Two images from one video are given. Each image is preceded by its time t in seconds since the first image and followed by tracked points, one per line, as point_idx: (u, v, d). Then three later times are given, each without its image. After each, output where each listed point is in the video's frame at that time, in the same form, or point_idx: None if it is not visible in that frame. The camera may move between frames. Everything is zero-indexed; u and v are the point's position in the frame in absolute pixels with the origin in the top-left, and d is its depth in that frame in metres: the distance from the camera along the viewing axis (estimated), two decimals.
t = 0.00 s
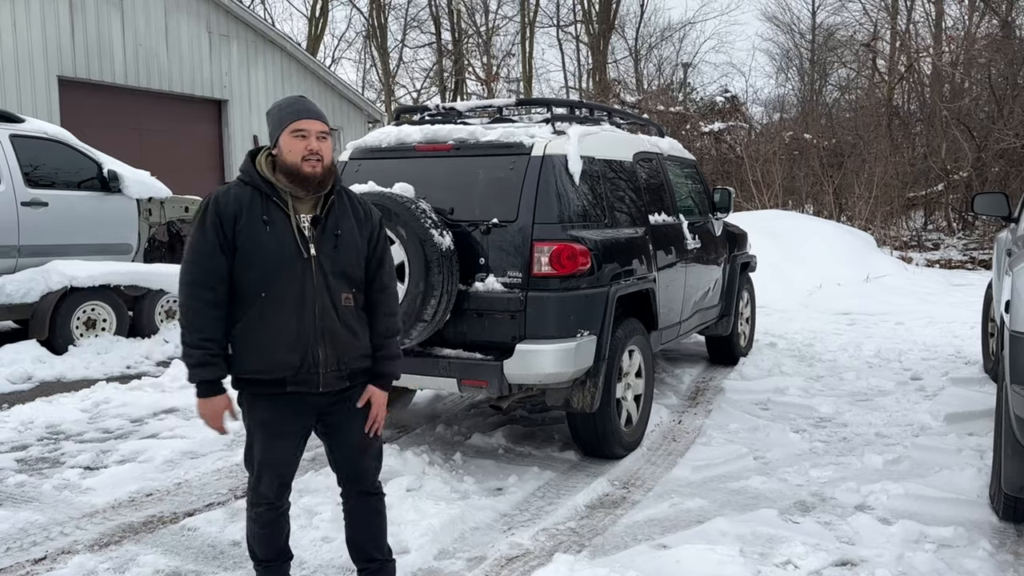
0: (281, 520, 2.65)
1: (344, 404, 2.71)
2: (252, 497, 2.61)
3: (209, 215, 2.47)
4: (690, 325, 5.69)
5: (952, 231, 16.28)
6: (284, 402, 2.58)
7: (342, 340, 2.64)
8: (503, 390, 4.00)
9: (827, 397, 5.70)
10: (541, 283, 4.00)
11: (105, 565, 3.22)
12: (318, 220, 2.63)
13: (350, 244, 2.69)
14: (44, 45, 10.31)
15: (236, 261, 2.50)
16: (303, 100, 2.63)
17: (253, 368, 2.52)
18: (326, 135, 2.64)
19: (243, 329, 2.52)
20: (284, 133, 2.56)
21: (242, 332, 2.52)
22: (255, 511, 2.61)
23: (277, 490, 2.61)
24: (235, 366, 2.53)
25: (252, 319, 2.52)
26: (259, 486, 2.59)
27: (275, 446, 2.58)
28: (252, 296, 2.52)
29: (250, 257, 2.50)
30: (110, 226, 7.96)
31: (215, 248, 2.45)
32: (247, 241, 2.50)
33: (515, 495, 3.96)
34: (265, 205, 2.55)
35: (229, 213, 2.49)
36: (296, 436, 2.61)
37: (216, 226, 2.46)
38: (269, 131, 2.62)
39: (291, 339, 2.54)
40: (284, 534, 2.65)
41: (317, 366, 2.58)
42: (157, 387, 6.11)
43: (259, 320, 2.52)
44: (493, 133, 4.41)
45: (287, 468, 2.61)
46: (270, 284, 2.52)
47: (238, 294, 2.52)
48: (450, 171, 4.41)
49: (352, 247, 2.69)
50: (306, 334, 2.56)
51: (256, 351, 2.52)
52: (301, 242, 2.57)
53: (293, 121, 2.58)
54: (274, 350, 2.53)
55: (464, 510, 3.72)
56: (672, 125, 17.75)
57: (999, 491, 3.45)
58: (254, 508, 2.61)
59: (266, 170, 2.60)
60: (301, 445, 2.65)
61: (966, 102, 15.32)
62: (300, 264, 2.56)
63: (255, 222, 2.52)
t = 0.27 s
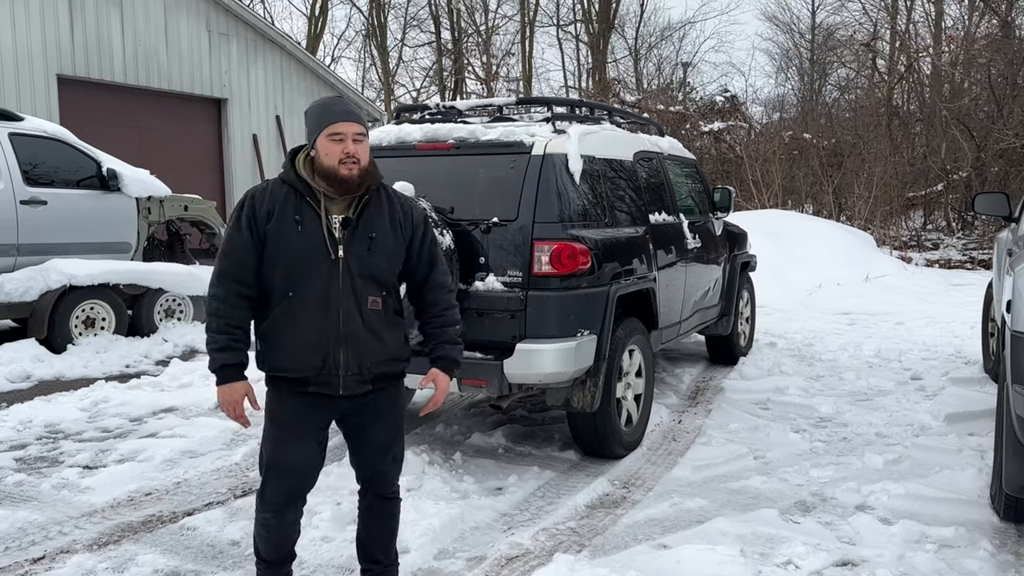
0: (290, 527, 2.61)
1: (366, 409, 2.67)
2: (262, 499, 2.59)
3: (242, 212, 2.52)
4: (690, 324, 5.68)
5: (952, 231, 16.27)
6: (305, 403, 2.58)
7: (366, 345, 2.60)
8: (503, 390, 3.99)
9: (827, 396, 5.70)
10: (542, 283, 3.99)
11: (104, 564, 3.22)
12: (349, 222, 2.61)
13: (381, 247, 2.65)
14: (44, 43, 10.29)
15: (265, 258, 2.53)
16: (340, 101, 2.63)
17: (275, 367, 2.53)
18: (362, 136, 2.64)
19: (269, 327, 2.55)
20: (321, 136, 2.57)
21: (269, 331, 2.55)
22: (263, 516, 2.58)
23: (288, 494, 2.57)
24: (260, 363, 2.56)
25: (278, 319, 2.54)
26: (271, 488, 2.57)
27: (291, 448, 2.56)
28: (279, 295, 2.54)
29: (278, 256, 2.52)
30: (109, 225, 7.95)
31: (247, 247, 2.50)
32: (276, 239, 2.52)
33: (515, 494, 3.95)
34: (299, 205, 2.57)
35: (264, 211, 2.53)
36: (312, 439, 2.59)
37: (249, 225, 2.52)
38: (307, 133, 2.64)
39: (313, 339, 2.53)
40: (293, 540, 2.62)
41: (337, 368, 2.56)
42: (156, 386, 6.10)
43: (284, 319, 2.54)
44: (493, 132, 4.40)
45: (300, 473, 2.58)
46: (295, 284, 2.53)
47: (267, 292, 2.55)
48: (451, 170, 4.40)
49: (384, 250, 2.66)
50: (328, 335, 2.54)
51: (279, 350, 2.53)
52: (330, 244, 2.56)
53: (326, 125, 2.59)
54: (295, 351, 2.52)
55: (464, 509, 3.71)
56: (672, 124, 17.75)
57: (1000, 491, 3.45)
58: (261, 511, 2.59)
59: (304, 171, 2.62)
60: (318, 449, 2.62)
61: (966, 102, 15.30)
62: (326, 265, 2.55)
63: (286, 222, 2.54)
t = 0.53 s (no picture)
0: (296, 530, 2.58)
1: (372, 408, 2.65)
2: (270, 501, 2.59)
3: (255, 209, 2.63)
4: (687, 324, 5.68)
5: (949, 231, 16.34)
6: (312, 400, 2.58)
7: (372, 340, 2.58)
8: (500, 390, 3.98)
9: (824, 396, 5.70)
10: (538, 282, 3.98)
11: (99, 564, 3.21)
12: (358, 218, 2.63)
13: (390, 241, 2.65)
14: (40, 42, 10.26)
15: (275, 253, 2.60)
16: (346, 98, 2.66)
17: (281, 361, 2.54)
18: (368, 132, 2.65)
19: (278, 323, 2.58)
20: (326, 133, 2.60)
21: (279, 326, 2.58)
22: (272, 518, 2.58)
23: (294, 496, 2.56)
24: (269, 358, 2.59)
25: (286, 313, 2.58)
26: (277, 489, 2.56)
27: (296, 447, 2.55)
28: (287, 289, 2.58)
29: (287, 251, 2.59)
30: (105, 224, 7.93)
31: (259, 243, 2.58)
32: (285, 234, 2.59)
33: (512, 494, 3.95)
34: (309, 201, 2.63)
35: (275, 207, 2.62)
36: (317, 440, 2.58)
37: (262, 222, 2.61)
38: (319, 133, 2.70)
39: (318, 334, 2.54)
40: (300, 547, 2.59)
41: (342, 364, 2.55)
42: (153, 386, 6.08)
43: (292, 313, 2.57)
44: (491, 131, 4.39)
45: (307, 475, 2.56)
46: (302, 277, 2.57)
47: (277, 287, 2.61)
48: (448, 169, 4.40)
49: (393, 245, 2.66)
50: (333, 329, 2.55)
51: (286, 345, 2.55)
52: (337, 238, 2.59)
53: (333, 119, 2.62)
54: (300, 345, 2.53)
55: (460, 509, 3.71)
56: (669, 123, 17.76)
57: (996, 491, 3.46)
58: (270, 513, 2.59)
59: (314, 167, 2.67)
60: (325, 450, 2.60)
61: (964, 102, 15.30)
62: (333, 259, 2.57)
63: (296, 218, 2.60)
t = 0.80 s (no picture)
0: (294, 531, 2.57)
1: (371, 406, 2.65)
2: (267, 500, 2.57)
3: (257, 203, 2.59)
4: (683, 324, 5.69)
5: (946, 231, 16.49)
6: (311, 399, 2.56)
7: (374, 337, 2.59)
8: (496, 389, 4.00)
9: (820, 395, 5.71)
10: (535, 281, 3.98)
11: (95, 563, 3.20)
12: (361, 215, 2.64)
13: (393, 239, 2.67)
14: (36, 42, 10.24)
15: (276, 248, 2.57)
16: (346, 96, 2.67)
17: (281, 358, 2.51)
18: (368, 130, 2.65)
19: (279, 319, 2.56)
20: (325, 132, 2.60)
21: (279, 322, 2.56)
22: (268, 518, 2.57)
23: (291, 496, 2.55)
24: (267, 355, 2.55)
25: (288, 310, 2.55)
26: (275, 489, 2.54)
27: (295, 447, 2.54)
28: (289, 285, 2.56)
29: (289, 246, 2.56)
30: (101, 223, 7.91)
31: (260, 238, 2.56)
32: (287, 230, 2.56)
33: (508, 493, 3.95)
34: (312, 197, 2.62)
35: (277, 202, 2.60)
36: (315, 439, 2.57)
37: (263, 217, 2.58)
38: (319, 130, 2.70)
39: (320, 330, 2.53)
40: (296, 548, 2.57)
41: (344, 361, 2.54)
42: (149, 385, 6.07)
43: (293, 309, 2.55)
44: (488, 130, 4.37)
45: (304, 474, 2.55)
46: (304, 273, 2.55)
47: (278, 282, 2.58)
48: (445, 168, 4.40)
49: (396, 243, 2.68)
50: (336, 326, 2.54)
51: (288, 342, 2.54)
52: (341, 235, 2.59)
53: (334, 116, 2.61)
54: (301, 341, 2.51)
55: (457, 509, 3.71)
56: (666, 123, 17.77)
57: (992, 490, 3.47)
58: (266, 513, 2.57)
59: (314, 165, 2.68)
60: (323, 449, 2.59)
61: (960, 102, 15.28)
62: (337, 256, 2.56)
63: (299, 213, 2.58)
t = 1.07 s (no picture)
0: (293, 531, 2.56)
1: (376, 409, 2.69)
2: (267, 502, 2.54)
3: (265, 201, 2.50)
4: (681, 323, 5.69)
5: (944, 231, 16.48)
6: (318, 403, 2.55)
7: (382, 341, 2.64)
8: (494, 389, 4.02)
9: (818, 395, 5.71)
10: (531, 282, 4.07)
11: (93, 563, 3.20)
12: (369, 219, 2.66)
13: (398, 245, 2.71)
14: (33, 41, 10.22)
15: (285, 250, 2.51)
16: (356, 97, 2.65)
17: (292, 363, 2.49)
18: (378, 132, 2.65)
19: (285, 323, 2.51)
20: (337, 131, 2.58)
21: (287, 326, 2.51)
22: (268, 518, 2.55)
23: (294, 498, 2.53)
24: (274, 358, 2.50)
25: (296, 314, 2.51)
26: (278, 491, 2.52)
27: (301, 449, 2.52)
28: (297, 288, 2.51)
29: (300, 249, 2.52)
30: (99, 223, 7.91)
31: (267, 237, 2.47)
32: (298, 232, 2.52)
33: (506, 493, 3.95)
34: (320, 198, 2.58)
35: (286, 202, 2.53)
36: (320, 442, 2.56)
37: (270, 215, 2.49)
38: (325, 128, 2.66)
39: (332, 335, 2.53)
40: (295, 549, 2.56)
41: (356, 366, 2.57)
42: (147, 385, 6.07)
43: (302, 312, 2.52)
44: (486, 130, 4.34)
45: (306, 476, 2.54)
46: (316, 278, 2.53)
47: (284, 284, 2.52)
48: (443, 168, 4.40)
49: (401, 249, 2.73)
50: (347, 331, 2.56)
51: (297, 345, 2.51)
52: (351, 239, 2.59)
53: (348, 117, 2.60)
54: (312, 346, 2.51)
55: (455, 508, 3.71)
56: (664, 123, 17.77)
57: (989, 488, 3.48)
58: (266, 514, 2.54)
59: (319, 163, 2.63)
60: (326, 452, 2.59)
61: (958, 102, 15.19)
62: (348, 261, 2.57)
63: (309, 215, 2.55)
